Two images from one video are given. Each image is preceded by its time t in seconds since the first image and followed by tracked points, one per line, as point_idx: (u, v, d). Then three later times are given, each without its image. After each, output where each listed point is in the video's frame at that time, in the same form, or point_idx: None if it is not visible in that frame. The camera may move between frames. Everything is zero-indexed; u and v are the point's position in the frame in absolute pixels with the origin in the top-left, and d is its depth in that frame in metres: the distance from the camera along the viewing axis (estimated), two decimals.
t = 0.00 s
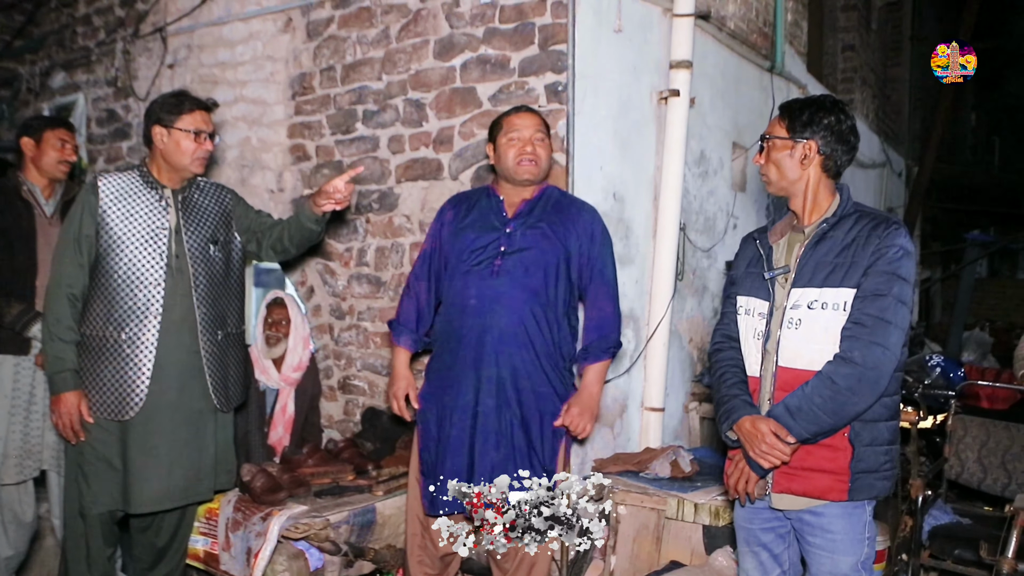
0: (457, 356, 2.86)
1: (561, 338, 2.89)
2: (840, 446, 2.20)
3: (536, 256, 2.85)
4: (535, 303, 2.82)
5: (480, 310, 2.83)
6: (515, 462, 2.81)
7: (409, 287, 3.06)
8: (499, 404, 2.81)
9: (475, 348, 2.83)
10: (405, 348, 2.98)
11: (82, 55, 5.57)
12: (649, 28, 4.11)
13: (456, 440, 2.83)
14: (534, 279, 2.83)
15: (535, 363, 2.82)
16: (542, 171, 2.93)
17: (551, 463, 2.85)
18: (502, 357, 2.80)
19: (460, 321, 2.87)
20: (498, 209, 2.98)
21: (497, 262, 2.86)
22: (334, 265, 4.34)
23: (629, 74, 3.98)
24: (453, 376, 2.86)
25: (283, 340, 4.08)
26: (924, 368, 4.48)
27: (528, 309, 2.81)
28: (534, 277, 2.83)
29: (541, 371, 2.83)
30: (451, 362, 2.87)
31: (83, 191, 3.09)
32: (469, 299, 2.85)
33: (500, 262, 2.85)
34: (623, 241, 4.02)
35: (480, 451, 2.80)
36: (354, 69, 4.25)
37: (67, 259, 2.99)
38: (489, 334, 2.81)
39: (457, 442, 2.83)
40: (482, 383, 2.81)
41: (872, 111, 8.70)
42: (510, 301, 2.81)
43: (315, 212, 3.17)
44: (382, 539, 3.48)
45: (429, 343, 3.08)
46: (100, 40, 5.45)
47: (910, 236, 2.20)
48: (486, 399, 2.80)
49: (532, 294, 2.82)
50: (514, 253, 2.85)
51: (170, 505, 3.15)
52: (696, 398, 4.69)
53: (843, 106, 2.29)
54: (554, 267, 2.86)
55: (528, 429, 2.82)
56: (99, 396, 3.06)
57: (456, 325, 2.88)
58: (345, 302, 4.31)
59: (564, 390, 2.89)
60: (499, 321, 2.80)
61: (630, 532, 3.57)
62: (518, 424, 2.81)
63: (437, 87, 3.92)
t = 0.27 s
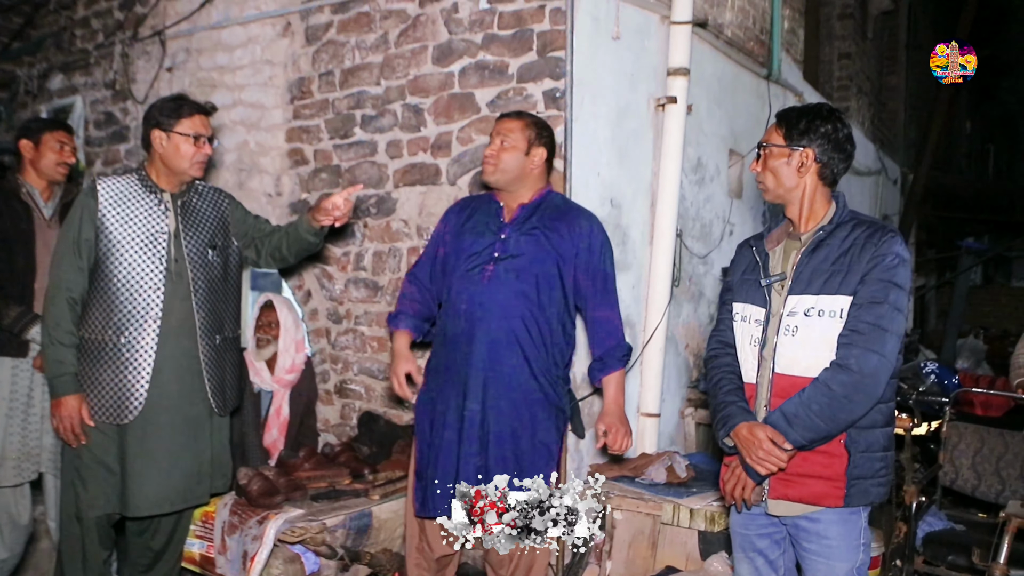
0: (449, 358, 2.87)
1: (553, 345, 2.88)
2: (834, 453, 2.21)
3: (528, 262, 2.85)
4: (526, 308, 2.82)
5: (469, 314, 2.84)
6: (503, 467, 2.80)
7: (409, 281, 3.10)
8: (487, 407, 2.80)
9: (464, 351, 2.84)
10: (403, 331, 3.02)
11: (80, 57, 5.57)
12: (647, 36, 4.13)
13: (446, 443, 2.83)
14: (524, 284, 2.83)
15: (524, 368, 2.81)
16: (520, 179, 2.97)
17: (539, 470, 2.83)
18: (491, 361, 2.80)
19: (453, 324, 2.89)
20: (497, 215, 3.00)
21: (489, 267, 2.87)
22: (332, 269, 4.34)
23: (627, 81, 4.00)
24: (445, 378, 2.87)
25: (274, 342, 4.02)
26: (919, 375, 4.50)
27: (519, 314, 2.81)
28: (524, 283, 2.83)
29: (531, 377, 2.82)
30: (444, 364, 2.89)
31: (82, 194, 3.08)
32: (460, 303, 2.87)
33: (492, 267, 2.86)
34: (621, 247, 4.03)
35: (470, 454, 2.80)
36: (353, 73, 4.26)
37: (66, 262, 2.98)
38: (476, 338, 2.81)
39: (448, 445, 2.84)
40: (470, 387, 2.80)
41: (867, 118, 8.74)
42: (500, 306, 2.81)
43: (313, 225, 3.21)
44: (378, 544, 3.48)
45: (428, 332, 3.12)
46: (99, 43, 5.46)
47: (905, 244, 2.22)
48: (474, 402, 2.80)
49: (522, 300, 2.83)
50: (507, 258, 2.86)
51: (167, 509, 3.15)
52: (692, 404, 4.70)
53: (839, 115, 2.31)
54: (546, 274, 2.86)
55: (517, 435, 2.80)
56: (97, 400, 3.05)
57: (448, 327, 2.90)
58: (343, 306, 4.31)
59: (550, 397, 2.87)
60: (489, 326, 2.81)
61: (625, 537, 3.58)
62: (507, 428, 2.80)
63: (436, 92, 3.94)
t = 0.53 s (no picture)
0: (435, 362, 2.90)
1: (532, 349, 2.80)
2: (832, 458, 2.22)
3: (503, 265, 2.82)
4: (502, 313, 2.79)
5: (449, 318, 2.86)
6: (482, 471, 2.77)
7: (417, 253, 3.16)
8: (466, 411, 2.77)
9: (445, 356, 2.85)
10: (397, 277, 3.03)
11: (79, 60, 5.58)
12: (646, 42, 4.15)
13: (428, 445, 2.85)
14: (500, 288, 2.80)
15: (500, 372, 2.77)
16: (501, 186, 2.90)
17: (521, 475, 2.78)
18: (468, 366, 2.78)
19: (439, 329, 2.92)
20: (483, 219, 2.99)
21: (468, 272, 2.86)
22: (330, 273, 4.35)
23: (625, 87, 4.02)
24: (432, 382, 2.89)
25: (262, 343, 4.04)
26: (915, 381, 4.52)
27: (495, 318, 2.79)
28: (500, 287, 2.80)
29: (507, 382, 2.77)
30: (432, 368, 2.92)
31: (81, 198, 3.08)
32: (444, 308, 2.90)
33: (470, 272, 2.84)
34: (618, 252, 4.04)
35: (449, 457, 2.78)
36: (352, 78, 4.28)
37: (66, 266, 2.98)
38: (454, 342, 2.81)
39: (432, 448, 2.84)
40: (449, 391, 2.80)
41: (864, 125, 8.78)
42: (476, 310, 2.79)
43: (302, 278, 3.30)
44: (376, 547, 3.49)
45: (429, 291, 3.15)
46: (98, 46, 5.46)
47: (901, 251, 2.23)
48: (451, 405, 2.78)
49: (500, 304, 2.79)
50: (484, 263, 2.84)
51: (165, 514, 3.15)
52: (689, 408, 4.71)
53: (835, 122, 2.33)
54: (524, 277, 2.81)
55: (499, 440, 2.77)
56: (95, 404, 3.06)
57: (436, 332, 2.93)
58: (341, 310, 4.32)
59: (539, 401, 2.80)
60: (465, 330, 2.80)
61: (622, 542, 3.59)
62: (488, 433, 2.77)
63: (435, 97, 3.95)
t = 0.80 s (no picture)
0: (420, 366, 2.92)
1: (515, 354, 2.81)
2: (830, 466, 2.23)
3: (488, 269, 2.83)
4: (486, 317, 2.79)
5: (434, 322, 2.87)
6: (466, 475, 2.78)
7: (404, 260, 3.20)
8: (451, 414, 2.78)
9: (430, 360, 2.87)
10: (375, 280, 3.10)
11: (81, 65, 5.60)
12: (646, 49, 4.17)
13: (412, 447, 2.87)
14: (485, 292, 2.81)
15: (484, 376, 2.78)
16: (488, 190, 2.92)
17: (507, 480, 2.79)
18: (451, 369, 2.79)
19: (424, 333, 2.94)
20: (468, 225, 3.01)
21: (452, 276, 2.88)
22: (331, 278, 4.36)
23: (626, 94, 4.04)
24: (418, 384, 2.92)
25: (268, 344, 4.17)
26: (914, 388, 4.53)
27: (479, 322, 2.79)
28: (482, 291, 2.81)
29: (490, 387, 2.78)
30: (418, 372, 2.94)
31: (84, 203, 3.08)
32: (428, 312, 2.92)
33: (454, 277, 2.86)
34: (619, 259, 4.06)
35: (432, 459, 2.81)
36: (354, 84, 4.30)
37: (68, 270, 2.97)
38: (438, 346, 2.82)
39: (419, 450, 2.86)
40: (434, 393, 2.81)
41: (863, 132, 8.81)
42: (460, 314, 2.80)
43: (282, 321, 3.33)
44: (375, 552, 3.50)
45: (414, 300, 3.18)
46: (100, 51, 5.48)
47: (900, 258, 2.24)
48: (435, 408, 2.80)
49: (485, 308, 2.80)
50: (468, 267, 2.86)
51: (166, 521, 3.16)
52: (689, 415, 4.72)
53: (835, 131, 2.34)
54: (507, 281, 2.82)
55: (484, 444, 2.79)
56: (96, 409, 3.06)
57: (422, 336, 2.95)
58: (342, 315, 4.33)
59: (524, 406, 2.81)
60: (449, 334, 2.80)
61: (622, 548, 3.61)
62: (473, 437, 2.78)
63: (437, 103, 3.97)
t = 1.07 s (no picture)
0: (399, 364, 2.98)
1: (487, 351, 2.84)
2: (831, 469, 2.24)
3: (465, 268, 2.88)
4: (459, 314, 2.84)
5: (411, 321, 2.94)
6: (438, 472, 2.81)
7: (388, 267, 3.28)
8: (424, 410, 2.84)
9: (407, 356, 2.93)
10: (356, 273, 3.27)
11: (81, 63, 5.60)
12: (647, 51, 4.18)
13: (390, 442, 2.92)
14: (460, 290, 2.86)
15: (457, 373, 2.82)
16: (471, 190, 3.00)
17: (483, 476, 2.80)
18: (425, 364, 2.85)
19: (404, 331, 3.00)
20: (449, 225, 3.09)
21: (429, 276, 2.95)
22: (331, 278, 4.37)
23: (627, 96, 4.05)
24: (397, 382, 2.97)
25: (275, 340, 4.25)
26: (912, 391, 4.55)
27: (454, 319, 2.84)
28: (456, 288, 2.87)
29: (462, 382, 2.81)
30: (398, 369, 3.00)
31: (88, 200, 3.09)
32: (407, 311, 2.98)
33: (432, 276, 2.94)
34: (619, 260, 4.07)
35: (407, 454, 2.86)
36: (355, 84, 4.30)
37: (72, 268, 2.98)
38: (413, 342, 2.89)
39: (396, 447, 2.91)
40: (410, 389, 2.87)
41: (862, 135, 8.82)
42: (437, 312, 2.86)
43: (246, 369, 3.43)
44: (374, 551, 3.50)
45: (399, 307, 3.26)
46: (101, 49, 5.49)
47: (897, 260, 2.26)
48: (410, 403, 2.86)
49: (458, 304, 2.85)
50: (444, 266, 2.92)
51: (168, 518, 3.16)
52: (687, 416, 4.73)
53: (833, 134, 2.36)
54: (479, 278, 2.86)
55: (456, 439, 2.81)
56: (99, 407, 3.06)
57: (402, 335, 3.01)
58: (341, 315, 4.33)
59: (498, 401, 2.83)
60: (426, 331, 2.87)
61: (620, 548, 3.62)
62: (444, 432, 2.80)
63: (438, 104, 3.98)
